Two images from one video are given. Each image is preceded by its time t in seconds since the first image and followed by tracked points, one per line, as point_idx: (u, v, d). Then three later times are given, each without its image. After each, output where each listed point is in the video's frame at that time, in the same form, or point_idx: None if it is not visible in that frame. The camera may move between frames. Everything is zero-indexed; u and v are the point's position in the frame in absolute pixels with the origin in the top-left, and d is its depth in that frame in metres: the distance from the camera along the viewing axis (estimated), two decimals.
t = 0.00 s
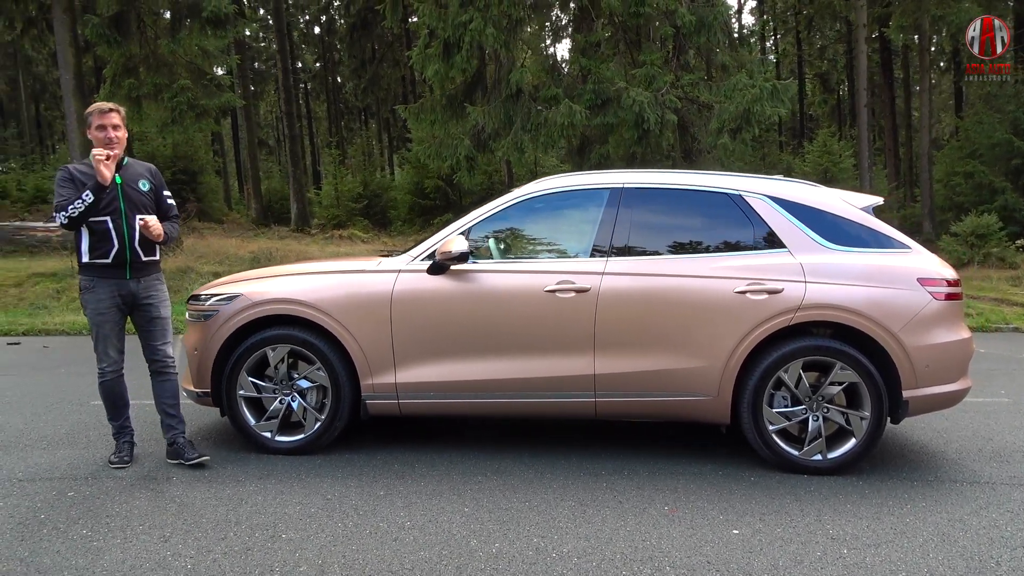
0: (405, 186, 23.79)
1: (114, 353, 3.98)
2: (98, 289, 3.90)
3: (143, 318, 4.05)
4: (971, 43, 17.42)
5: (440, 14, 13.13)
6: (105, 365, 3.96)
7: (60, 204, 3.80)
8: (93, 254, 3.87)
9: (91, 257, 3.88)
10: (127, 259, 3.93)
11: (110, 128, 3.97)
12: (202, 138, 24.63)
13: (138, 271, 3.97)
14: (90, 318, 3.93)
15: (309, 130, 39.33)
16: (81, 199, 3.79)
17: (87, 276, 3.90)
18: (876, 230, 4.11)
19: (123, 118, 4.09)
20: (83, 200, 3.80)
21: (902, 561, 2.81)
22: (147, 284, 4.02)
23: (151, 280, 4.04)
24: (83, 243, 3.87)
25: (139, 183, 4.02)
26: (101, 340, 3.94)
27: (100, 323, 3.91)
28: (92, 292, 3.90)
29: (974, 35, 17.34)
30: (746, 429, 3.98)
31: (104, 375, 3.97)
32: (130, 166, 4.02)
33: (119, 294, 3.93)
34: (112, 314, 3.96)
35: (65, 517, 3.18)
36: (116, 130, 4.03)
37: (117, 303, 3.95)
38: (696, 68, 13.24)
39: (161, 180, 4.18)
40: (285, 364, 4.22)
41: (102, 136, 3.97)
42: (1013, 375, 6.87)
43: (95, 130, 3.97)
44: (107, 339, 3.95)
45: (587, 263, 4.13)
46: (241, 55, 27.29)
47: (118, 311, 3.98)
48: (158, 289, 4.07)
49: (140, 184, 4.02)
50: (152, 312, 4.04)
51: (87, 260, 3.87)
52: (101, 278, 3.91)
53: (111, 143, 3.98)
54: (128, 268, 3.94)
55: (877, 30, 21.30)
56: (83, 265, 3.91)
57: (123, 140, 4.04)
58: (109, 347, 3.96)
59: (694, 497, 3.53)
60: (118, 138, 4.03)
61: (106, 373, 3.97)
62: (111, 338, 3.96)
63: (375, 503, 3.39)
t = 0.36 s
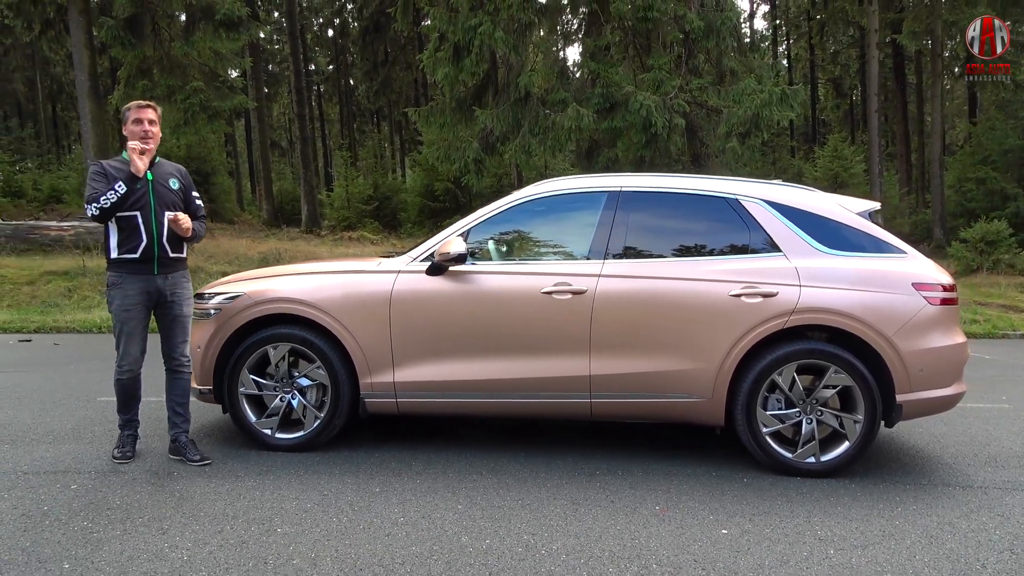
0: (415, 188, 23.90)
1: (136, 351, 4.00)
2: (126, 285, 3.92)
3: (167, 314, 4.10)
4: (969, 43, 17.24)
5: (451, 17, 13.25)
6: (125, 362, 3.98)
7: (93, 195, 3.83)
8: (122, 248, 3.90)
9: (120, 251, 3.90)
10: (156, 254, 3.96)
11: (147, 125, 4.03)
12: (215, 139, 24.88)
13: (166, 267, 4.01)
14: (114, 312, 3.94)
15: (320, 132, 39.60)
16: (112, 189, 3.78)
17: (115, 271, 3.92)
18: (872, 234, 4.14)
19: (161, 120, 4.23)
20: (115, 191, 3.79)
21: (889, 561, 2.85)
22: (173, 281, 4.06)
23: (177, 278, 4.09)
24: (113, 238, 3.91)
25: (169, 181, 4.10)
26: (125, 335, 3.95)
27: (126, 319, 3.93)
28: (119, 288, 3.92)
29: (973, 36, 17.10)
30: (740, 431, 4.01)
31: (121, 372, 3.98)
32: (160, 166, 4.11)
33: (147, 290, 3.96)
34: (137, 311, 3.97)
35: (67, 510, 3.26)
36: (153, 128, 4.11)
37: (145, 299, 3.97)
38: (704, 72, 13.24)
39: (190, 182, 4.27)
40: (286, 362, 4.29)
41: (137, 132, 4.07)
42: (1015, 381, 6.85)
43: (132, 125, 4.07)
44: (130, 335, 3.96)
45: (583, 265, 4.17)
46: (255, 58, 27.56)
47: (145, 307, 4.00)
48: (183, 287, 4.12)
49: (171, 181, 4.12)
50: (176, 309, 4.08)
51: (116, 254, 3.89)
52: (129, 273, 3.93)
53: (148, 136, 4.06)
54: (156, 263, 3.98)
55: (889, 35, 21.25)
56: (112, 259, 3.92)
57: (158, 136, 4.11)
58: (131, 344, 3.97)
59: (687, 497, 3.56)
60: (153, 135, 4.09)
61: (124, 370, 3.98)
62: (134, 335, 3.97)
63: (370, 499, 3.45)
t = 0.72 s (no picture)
0: (425, 190, 24.05)
1: (162, 349, 3.97)
2: (151, 283, 3.93)
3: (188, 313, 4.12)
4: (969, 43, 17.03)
5: (462, 21, 13.39)
6: (152, 360, 3.93)
7: (125, 213, 3.82)
8: (147, 248, 3.92)
9: (144, 251, 3.93)
10: (179, 255, 4.00)
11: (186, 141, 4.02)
12: (228, 142, 25.15)
13: (189, 267, 4.04)
14: (138, 311, 3.92)
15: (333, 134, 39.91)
16: (149, 227, 3.81)
17: (140, 270, 3.93)
18: (868, 237, 4.18)
19: (196, 122, 4.15)
20: (150, 230, 3.84)
21: (875, 559, 2.90)
22: (196, 280, 4.08)
23: (199, 278, 4.12)
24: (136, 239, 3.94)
25: (194, 185, 4.16)
26: (152, 332, 3.91)
27: (152, 316, 3.91)
28: (144, 287, 3.92)
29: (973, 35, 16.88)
30: (735, 431, 4.06)
31: (147, 369, 3.93)
32: (185, 169, 4.17)
33: (170, 289, 3.97)
34: (162, 307, 3.96)
35: (74, 502, 3.35)
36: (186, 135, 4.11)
37: (169, 298, 3.98)
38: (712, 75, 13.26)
39: (211, 185, 4.32)
40: (290, 360, 4.38)
41: (174, 141, 4.03)
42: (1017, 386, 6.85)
43: (171, 135, 4.01)
44: (157, 331, 3.93)
45: (581, 267, 4.24)
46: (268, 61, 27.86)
47: (169, 306, 4.00)
48: (204, 286, 4.15)
49: (194, 186, 4.16)
50: (197, 307, 4.11)
51: (140, 255, 3.92)
52: (155, 273, 3.95)
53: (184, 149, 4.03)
54: (179, 264, 4.00)
55: (901, 38, 21.16)
56: (135, 259, 3.94)
57: (190, 144, 4.11)
58: (158, 341, 3.94)
59: (680, 495, 3.62)
60: (186, 142, 4.09)
61: (150, 368, 3.93)
62: (161, 331, 3.95)
63: (369, 494, 3.53)
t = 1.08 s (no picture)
0: (434, 193, 24.16)
1: (173, 347, 3.96)
2: (158, 284, 3.94)
3: (189, 314, 4.16)
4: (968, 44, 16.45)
5: (470, 25, 13.48)
6: (166, 358, 3.90)
7: (138, 220, 3.84)
8: (154, 251, 3.93)
9: (152, 253, 3.93)
10: (187, 258, 4.02)
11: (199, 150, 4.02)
12: (238, 144, 25.34)
13: (195, 271, 4.07)
14: (145, 312, 3.91)
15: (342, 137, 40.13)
16: (163, 237, 3.84)
17: (147, 272, 3.93)
18: (862, 243, 4.21)
19: (209, 128, 4.15)
20: (163, 240, 3.87)
21: (861, 562, 2.94)
22: (201, 282, 4.12)
23: (203, 281, 4.15)
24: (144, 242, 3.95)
25: (202, 189, 4.19)
26: (161, 331, 3.90)
27: (161, 315, 3.91)
28: (152, 288, 3.93)
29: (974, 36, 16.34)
30: (728, 435, 4.10)
31: (163, 369, 3.87)
32: (195, 173, 4.17)
33: (177, 291, 4.00)
34: (169, 308, 3.97)
35: (77, 498, 3.43)
36: (199, 141, 4.10)
37: (174, 300, 4.00)
38: (720, 80, 13.26)
39: (217, 189, 4.34)
40: (291, 361, 4.46)
41: (187, 149, 4.03)
42: (1018, 393, 6.84)
43: (185, 142, 4.02)
44: (167, 330, 3.93)
45: (577, 271, 4.30)
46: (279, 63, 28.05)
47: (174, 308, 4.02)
48: (208, 288, 4.19)
49: (203, 191, 4.18)
50: (200, 308, 4.15)
51: (147, 257, 3.92)
52: (162, 274, 3.96)
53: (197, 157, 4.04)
54: (186, 267, 4.02)
55: (910, 43, 21.10)
56: (142, 261, 3.93)
57: (202, 150, 4.11)
58: (168, 340, 3.92)
59: (671, 497, 3.66)
60: (199, 149, 4.09)
61: (165, 367, 3.88)
62: (172, 330, 3.94)
63: (365, 494, 3.59)
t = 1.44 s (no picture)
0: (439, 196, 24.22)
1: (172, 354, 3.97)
2: (157, 290, 3.91)
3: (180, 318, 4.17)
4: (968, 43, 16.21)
5: (473, 29, 13.51)
6: (165, 366, 3.90)
7: (138, 229, 3.79)
8: (152, 259, 3.89)
9: (149, 260, 3.89)
10: (183, 265, 4.01)
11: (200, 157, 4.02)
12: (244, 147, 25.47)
13: (190, 276, 4.07)
14: (142, 318, 3.87)
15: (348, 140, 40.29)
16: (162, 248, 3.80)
17: (143, 277, 3.89)
18: (853, 246, 4.22)
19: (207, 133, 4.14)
20: (162, 250, 3.83)
21: (846, 564, 2.95)
22: (194, 287, 4.13)
23: (195, 286, 4.17)
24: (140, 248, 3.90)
25: (194, 193, 4.19)
26: (160, 340, 3.88)
27: (161, 321, 3.90)
28: (151, 294, 3.89)
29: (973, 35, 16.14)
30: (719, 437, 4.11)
31: (162, 376, 3.88)
32: (188, 177, 4.15)
33: (174, 296, 3.99)
34: (167, 314, 3.96)
35: (71, 499, 3.47)
36: (197, 147, 4.08)
37: (172, 306, 4.00)
38: (723, 82, 13.23)
39: (205, 191, 4.35)
40: (285, 364, 4.49)
41: (187, 155, 4.02)
42: (1018, 396, 6.80)
43: (186, 148, 4.00)
44: (166, 337, 3.93)
45: (569, 274, 4.32)
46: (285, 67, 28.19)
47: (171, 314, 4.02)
48: (198, 292, 4.21)
49: (196, 195, 4.19)
50: (192, 313, 4.17)
51: (144, 264, 3.88)
52: (158, 280, 3.93)
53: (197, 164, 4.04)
54: (182, 273, 4.02)
55: (916, 45, 21.02)
56: (137, 267, 3.88)
57: (200, 156, 4.11)
58: (165, 348, 3.92)
59: (661, 500, 3.68)
60: (198, 155, 4.08)
61: (165, 374, 3.89)
62: (170, 337, 3.95)
63: (356, 496, 3.62)
